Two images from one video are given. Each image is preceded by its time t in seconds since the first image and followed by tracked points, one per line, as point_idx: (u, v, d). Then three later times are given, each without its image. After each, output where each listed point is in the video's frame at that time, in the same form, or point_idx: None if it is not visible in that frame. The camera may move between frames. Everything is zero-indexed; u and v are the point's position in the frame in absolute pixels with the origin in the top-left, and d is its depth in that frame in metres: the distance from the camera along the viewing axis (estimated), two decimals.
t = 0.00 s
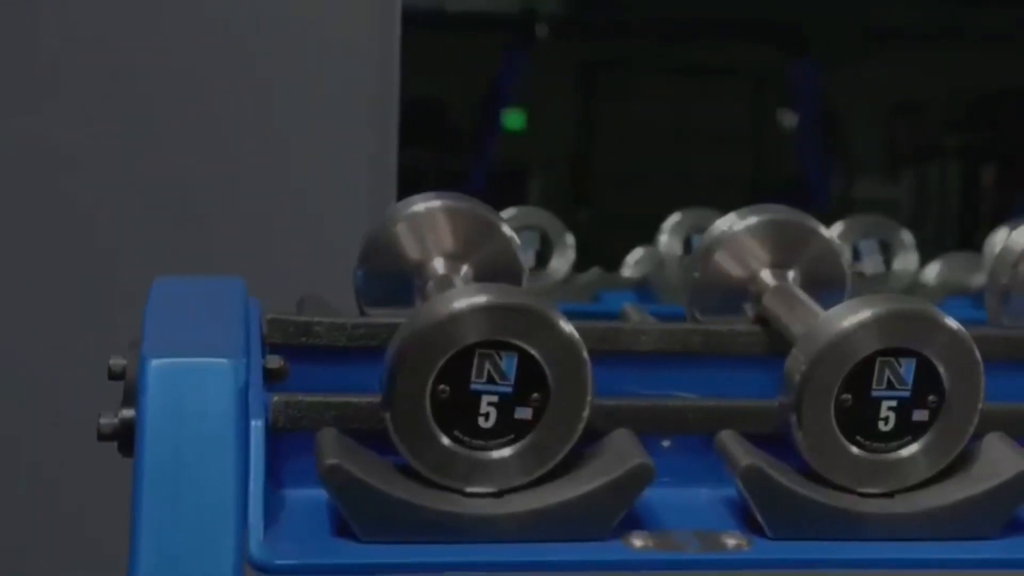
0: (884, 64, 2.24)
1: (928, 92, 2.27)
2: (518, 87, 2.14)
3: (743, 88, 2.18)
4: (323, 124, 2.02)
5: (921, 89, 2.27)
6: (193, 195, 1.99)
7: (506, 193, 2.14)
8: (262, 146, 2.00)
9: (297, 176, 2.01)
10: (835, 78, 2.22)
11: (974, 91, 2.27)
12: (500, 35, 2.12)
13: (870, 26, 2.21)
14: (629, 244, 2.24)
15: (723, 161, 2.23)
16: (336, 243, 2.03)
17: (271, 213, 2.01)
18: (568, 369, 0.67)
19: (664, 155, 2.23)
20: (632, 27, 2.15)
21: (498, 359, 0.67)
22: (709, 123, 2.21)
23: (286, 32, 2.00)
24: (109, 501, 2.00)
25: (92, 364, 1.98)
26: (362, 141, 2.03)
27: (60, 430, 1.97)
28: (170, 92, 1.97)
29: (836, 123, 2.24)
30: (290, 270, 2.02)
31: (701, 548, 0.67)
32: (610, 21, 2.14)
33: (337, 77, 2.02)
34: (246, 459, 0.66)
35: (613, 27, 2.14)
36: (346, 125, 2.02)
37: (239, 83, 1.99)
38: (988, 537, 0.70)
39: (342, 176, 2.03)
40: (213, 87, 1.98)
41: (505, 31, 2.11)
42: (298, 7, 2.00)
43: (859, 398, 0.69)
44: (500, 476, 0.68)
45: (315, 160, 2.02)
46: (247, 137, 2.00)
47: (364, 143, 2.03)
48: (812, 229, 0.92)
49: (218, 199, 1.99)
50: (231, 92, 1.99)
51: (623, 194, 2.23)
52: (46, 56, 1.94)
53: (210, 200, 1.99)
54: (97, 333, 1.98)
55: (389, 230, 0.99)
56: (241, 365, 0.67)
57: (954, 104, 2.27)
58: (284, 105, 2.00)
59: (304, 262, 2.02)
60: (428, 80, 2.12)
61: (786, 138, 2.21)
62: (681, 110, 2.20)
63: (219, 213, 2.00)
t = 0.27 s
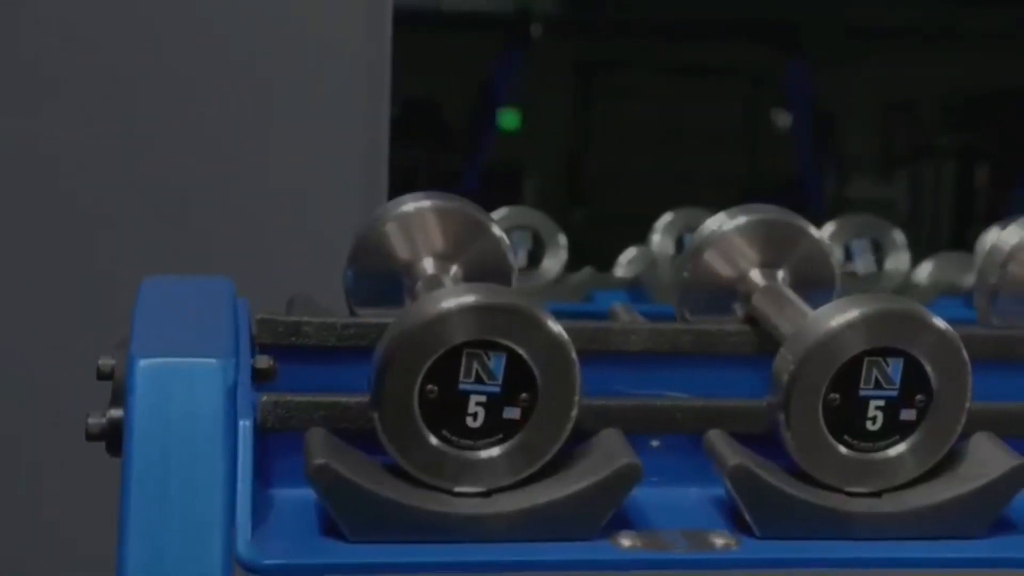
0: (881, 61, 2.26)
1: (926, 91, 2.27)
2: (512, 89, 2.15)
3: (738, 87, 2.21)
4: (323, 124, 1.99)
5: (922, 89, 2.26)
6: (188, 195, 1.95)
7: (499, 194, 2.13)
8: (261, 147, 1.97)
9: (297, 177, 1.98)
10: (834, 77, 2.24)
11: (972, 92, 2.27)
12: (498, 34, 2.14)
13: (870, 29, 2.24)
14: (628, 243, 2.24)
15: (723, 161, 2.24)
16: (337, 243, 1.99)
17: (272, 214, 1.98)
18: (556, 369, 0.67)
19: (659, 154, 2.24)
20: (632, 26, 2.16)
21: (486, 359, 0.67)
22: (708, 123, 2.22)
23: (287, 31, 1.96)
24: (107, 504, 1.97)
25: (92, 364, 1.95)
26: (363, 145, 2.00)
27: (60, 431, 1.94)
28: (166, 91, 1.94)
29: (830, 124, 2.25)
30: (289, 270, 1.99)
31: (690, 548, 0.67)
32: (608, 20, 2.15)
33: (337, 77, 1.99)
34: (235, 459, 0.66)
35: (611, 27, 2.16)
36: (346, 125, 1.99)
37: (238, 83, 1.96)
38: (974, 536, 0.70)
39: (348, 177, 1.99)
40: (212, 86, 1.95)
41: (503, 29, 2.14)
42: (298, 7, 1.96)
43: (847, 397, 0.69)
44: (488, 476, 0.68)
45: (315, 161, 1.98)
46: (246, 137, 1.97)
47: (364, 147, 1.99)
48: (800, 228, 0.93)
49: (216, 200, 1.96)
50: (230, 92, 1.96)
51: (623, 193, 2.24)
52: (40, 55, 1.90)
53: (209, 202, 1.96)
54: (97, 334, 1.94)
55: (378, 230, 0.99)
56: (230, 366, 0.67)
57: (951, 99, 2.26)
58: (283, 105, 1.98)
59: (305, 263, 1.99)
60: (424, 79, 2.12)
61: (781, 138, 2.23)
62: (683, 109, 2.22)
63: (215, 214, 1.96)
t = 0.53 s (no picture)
0: (875, 59, 2.28)
1: (916, 91, 2.30)
2: (505, 88, 2.14)
3: (730, 88, 2.23)
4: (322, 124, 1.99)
5: (913, 88, 2.30)
6: (182, 195, 1.95)
7: (492, 194, 2.14)
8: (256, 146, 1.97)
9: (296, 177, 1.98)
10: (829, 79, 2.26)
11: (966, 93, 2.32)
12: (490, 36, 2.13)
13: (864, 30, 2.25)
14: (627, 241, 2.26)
15: (723, 161, 2.26)
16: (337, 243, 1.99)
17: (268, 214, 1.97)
18: (540, 369, 0.67)
19: (654, 154, 2.25)
20: (627, 28, 2.17)
21: (470, 359, 0.67)
22: (709, 123, 2.25)
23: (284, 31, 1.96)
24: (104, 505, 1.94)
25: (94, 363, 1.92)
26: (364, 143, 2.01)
27: (60, 431, 1.91)
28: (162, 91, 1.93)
29: (823, 124, 2.26)
30: (289, 270, 1.98)
31: (674, 548, 0.67)
32: (604, 20, 2.15)
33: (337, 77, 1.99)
34: (219, 459, 0.66)
35: (606, 27, 2.16)
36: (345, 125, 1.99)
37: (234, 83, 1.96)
38: (957, 535, 0.70)
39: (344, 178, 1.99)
40: (207, 87, 1.95)
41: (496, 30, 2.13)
42: (298, 7, 1.96)
43: (832, 397, 0.69)
44: (472, 476, 0.68)
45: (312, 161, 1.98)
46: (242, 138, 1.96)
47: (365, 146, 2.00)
48: (786, 227, 0.93)
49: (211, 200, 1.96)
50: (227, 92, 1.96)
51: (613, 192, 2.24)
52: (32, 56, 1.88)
53: (204, 202, 1.95)
54: (98, 333, 1.93)
55: (365, 229, 0.99)
56: (215, 366, 0.67)
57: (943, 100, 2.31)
58: (282, 105, 1.98)
59: (302, 263, 1.98)
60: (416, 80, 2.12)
61: (775, 138, 2.24)
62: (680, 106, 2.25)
63: (209, 215, 1.95)
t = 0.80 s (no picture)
0: (871, 57, 2.26)
1: (914, 91, 2.27)
2: (499, 88, 2.15)
3: (722, 88, 2.22)
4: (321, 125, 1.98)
5: (914, 87, 2.27)
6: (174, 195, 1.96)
7: (486, 193, 2.14)
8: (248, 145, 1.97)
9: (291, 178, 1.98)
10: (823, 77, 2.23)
11: (964, 91, 2.28)
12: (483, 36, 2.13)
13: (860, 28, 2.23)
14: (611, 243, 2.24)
15: (717, 161, 2.24)
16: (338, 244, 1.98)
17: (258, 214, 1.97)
18: (524, 369, 0.67)
19: (647, 152, 2.24)
20: (620, 28, 2.16)
21: (455, 359, 0.67)
22: (708, 123, 2.23)
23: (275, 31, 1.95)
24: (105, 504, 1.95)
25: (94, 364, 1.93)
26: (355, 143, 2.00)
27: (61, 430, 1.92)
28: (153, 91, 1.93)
29: (815, 121, 2.25)
30: (289, 270, 1.98)
31: (658, 547, 0.67)
32: (597, 20, 2.15)
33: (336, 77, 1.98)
34: (204, 459, 0.66)
35: (598, 27, 2.15)
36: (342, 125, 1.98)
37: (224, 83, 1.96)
38: (941, 534, 0.70)
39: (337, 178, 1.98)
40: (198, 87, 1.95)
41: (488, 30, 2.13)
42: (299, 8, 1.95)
43: (815, 396, 0.70)
44: (457, 476, 0.68)
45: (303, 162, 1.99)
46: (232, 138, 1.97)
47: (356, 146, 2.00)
48: (772, 227, 0.93)
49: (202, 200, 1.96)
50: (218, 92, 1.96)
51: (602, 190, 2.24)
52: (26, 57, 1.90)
53: (195, 202, 1.96)
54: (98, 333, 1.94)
55: (352, 230, 0.99)
56: (201, 365, 0.67)
57: (940, 98, 2.27)
58: (281, 105, 1.97)
59: (295, 264, 1.98)
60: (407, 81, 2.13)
61: (767, 139, 2.22)
62: (669, 109, 2.22)
63: (201, 214, 1.96)
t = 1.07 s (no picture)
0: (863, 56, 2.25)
1: (905, 90, 2.28)
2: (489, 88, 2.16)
3: (712, 88, 2.22)
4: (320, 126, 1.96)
5: (905, 86, 2.28)
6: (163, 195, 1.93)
7: (477, 193, 2.16)
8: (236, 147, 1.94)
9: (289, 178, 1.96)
10: (816, 78, 2.25)
11: (953, 91, 2.30)
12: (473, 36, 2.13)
13: (854, 27, 2.23)
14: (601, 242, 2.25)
15: (709, 161, 2.24)
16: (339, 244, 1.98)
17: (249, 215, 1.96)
18: (503, 369, 0.67)
19: (639, 150, 2.24)
20: (612, 27, 2.14)
21: (433, 359, 0.67)
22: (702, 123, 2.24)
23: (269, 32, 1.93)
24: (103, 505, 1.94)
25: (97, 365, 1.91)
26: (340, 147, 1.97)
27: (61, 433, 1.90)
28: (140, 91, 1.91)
29: (806, 122, 2.26)
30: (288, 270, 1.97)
31: (637, 546, 0.67)
32: (591, 19, 2.13)
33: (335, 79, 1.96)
34: (182, 460, 0.66)
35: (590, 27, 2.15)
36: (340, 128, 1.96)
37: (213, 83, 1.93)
38: (919, 534, 0.70)
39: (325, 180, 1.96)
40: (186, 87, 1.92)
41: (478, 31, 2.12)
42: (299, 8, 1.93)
43: (793, 396, 0.70)
44: (435, 476, 0.68)
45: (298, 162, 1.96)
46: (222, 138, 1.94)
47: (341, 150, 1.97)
48: (753, 227, 0.93)
49: (191, 201, 1.94)
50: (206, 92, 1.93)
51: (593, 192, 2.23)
52: (8, 54, 1.86)
53: (184, 202, 1.94)
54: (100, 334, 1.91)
55: (333, 230, 0.99)
56: (179, 367, 0.66)
57: (931, 98, 2.29)
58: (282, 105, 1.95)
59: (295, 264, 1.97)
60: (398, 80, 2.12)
61: (758, 138, 2.24)
62: (655, 112, 2.22)
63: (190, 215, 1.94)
